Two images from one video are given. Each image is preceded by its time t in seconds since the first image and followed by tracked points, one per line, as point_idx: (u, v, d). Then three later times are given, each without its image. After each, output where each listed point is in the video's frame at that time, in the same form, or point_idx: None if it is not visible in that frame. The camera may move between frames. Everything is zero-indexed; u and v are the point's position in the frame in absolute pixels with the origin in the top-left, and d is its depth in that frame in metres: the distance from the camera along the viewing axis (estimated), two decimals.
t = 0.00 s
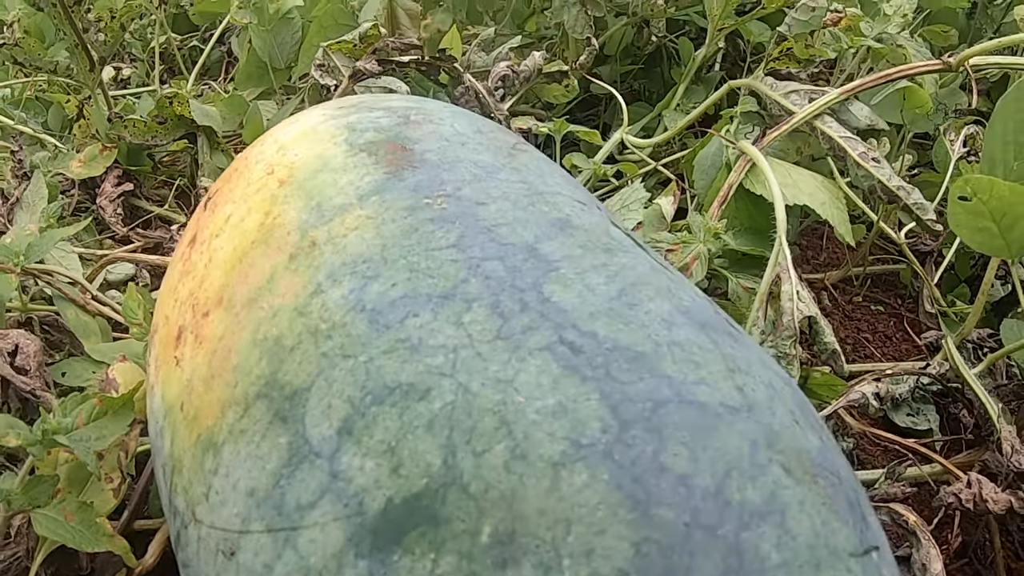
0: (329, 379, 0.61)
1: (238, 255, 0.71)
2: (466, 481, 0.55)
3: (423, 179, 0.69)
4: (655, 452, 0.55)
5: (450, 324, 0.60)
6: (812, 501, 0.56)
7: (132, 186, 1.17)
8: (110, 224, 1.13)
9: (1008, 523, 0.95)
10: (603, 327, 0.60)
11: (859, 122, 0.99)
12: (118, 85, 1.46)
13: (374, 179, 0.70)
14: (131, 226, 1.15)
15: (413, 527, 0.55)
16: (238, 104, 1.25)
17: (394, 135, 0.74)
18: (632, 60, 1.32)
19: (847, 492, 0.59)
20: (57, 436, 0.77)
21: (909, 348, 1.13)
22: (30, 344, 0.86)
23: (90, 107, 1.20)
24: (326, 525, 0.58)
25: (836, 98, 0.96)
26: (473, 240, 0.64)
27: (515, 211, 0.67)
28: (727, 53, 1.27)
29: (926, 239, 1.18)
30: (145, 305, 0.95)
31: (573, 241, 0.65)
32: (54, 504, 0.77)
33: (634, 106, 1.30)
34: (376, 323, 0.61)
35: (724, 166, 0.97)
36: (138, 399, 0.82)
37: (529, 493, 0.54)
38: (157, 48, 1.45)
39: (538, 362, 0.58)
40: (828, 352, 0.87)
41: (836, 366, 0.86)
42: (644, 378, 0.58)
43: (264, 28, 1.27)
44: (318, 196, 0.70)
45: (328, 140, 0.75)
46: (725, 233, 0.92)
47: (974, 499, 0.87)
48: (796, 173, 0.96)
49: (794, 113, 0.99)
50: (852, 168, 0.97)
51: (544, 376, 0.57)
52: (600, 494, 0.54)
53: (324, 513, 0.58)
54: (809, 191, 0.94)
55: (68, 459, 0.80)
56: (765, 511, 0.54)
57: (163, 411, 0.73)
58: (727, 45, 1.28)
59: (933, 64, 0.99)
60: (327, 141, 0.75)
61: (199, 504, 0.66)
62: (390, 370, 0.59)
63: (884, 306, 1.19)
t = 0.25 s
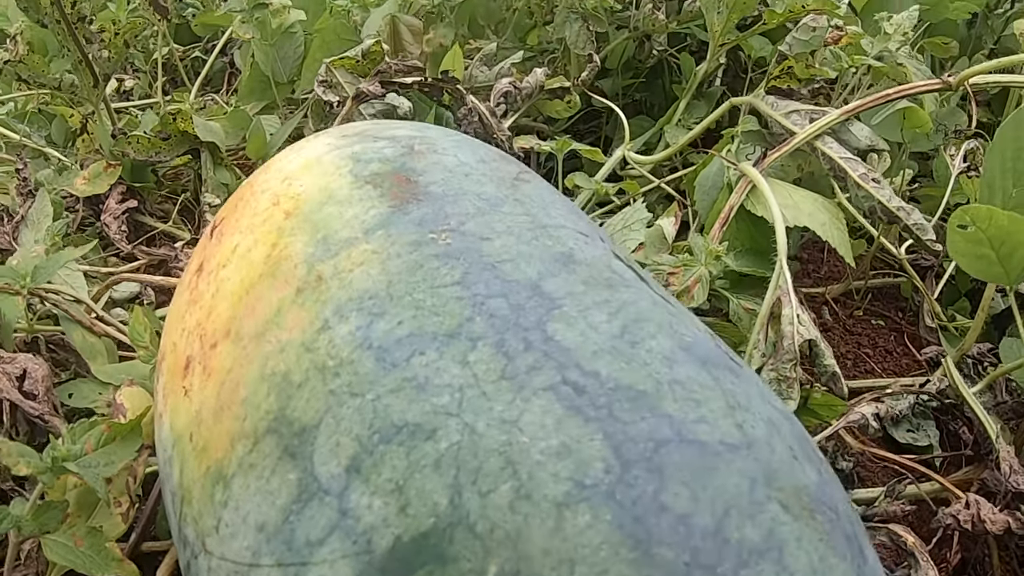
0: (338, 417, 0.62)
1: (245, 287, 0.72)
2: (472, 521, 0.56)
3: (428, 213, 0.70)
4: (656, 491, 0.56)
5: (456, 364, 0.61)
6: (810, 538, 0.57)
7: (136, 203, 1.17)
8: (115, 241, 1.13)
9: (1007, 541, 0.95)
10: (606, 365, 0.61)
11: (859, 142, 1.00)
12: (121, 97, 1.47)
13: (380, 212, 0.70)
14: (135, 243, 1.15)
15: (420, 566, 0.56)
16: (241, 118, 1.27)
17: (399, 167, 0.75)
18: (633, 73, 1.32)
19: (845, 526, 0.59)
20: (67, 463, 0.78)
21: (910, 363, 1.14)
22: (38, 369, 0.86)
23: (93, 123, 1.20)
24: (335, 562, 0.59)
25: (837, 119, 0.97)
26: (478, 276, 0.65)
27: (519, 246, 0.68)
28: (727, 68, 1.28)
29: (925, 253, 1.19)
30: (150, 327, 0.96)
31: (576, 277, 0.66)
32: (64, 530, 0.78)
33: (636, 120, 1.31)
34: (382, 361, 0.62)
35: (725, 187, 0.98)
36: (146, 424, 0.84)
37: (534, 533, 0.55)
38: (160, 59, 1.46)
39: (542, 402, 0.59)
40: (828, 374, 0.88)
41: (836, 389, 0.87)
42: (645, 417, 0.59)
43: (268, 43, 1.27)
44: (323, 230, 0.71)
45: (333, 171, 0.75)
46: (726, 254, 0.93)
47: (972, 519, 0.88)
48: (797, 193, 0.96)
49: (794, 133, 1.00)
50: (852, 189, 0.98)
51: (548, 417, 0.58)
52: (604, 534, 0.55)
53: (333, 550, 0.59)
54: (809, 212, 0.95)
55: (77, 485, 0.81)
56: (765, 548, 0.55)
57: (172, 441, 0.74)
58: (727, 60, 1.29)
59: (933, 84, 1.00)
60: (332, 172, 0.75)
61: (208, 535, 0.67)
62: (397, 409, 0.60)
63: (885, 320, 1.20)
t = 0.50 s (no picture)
0: (342, 455, 0.63)
1: (249, 320, 0.73)
2: (473, 562, 0.57)
3: (429, 249, 0.71)
4: (654, 532, 0.57)
5: (457, 405, 0.62)
6: None
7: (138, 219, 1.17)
8: (117, 259, 1.13)
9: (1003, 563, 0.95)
10: (604, 406, 0.62)
11: (858, 163, 1.00)
12: (123, 109, 1.48)
13: (382, 248, 0.71)
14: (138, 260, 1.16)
15: None
16: (243, 133, 1.26)
17: (400, 200, 0.75)
18: (634, 87, 1.33)
19: (838, 562, 0.60)
20: (73, 491, 0.79)
21: (909, 378, 1.15)
22: (44, 395, 0.88)
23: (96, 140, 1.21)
24: None
25: (836, 141, 0.98)
26: (478, 314, 0.66)
27: (519, 282, 0.68)
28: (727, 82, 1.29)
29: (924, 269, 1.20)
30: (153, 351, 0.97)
31: (575, 314, 0.67)
32: (72, 556, 0.80)
33: (637, 134, 1.31)
34: (385, 401, 0.63)
35: (724, 209, 0.98)
36: (151, 450, 0.85)
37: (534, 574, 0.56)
38: (161, 70, 1.47)
39: (542, 444, 0.60)
40: (825, 398, 0.89)
41: (834, 412, 0.88)
42: (643, 458, 0.60)
43: (269, 58, 1.28)
44: (326, 264, 0.72)
45: (335, 203, 0.76)
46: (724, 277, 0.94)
47: (968, 541, 0.89)
48: (795, 216, 0.97)
49: (794, 155, 1.00)
50: (850, 211, 0.98)
51: (548, 458, 0.59)
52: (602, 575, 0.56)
53: None
54: (808, 234, 0.95)
55: (83, 510, 0.82)
56: None
57: (177, 471, 0.74)
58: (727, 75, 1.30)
59: (931, 104, 1.01)
60: (334, 205, 0.76)
61: (213, 568, 0.67)
62: (400, 449, 0.61)
63: (884, 335, 1.20)
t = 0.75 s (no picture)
0: (348, 497, 0.64)
1: (254, 357, 0.74)
2: None
3: (432, 288, 0.72)
4: None
5: (461, 449, 0.63)
6: None
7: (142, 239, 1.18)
8: (121, 279, 1.14)
9: None
10: (604, 450, 0.63)
11: (857, 187, 1.01)
12: (125, 123, 1.48)
13: (385, 286, 0.72)
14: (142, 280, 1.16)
15: None
16: (245, 151, 1.25)
17: (403, 236, 0.76)
18: (635, 102, 1.33)
19: None
20: (82, 522, 0.80)
21: (909, 396, 1.16)
22: (51, 424, 0.89)
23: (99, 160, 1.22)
24: None
25: (835, 165, 0.99)
26: (481, 356, 0.67)
27: (521, 322, 0.70)
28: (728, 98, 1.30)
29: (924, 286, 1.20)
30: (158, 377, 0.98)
31: (575, 355, 0.68)
32: None
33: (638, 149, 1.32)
34: (389, 443, 0.65)
35: (725, 234, 0.99)
36: (158, 478, 0.86)
37: None
38: (162, 84, 1.47)
39: (543, 488, 0.61)
40: (824, 425, 0.91)
41: (832, 439, 0.90)
42: (642, 502, 0.61)
43: (271, 75, 1.28)
44: (330, 302, 0.73)
45: (338, 239, 0.77)
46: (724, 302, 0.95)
47: (965, 565, 0.90)
48: (795, 240, 0.98)
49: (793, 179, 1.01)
50: (849, 235, 0.99)
51: (549, 503, 0.60)
52: None
53: None
54: (808, 259, 0.96)
55: (91, 539, 0.83)
56: None
57: (183, 505, 0.75)
58: (727, 91, 1.30)
59: (929, 128, 1.02)
60: (337, 240, 0.77)
61: None
62: (405, 492, 0.62)
63: (884, 351, 1.21)
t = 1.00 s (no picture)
0: (352, 531, 0.65)
1: (258, 388, 0.74)
2: None
3: (433, 320, 0.72)
4: None
5: (462, 485, 0.64)
6: None
7: (144, 257, 1.18)
8: (124, 296, 1.15)
9: None
10: (604, 486, 0.63)
11: (857, 208, 1.01)
12: (127, 136, 1.49)
13: (387, 318, 0.73)
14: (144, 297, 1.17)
15: None
16: (247, 166, 1.26)
17: (405, 266, 0.77)
18: (636, 116, 1.34)
19: None
20: (88, 549, 0.81)
21: (909, 412, 1.16)
22: (56, 449, 0.90)
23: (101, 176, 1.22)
24: None
25: (835, 186, 0.99)
26: (482, 391, 0.68)
27: (521, 356, 0.70)
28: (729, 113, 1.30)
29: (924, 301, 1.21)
30: (161, 398, 0.98)
31: (576, 390, 0.69)
32: None
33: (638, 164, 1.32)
34: (393, 479, 0.65)
35: (725, 254, 0.99)
36: (163, 502, 0.86)
37: None
38: (164, 96, 1.48)
39: (543, 525, 0.62)
40: (823, 446, 0.92)
41: (831, 462, 0.91)
42: (641, 538, 0.61)
43: (273, 90, 1.29)
44: (333, 334, 0.73)
45: (341, 270, 0.77)
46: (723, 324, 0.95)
47: None
48: (794, 261, 0.98)
49: (793, 200, 1.01)
50: (849, 256, 0.99)
51: (549, 539, 0.61)
52: None
53: None
54: (807, 281, 0.97)
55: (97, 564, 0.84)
56: None
57: (188, 533, 0.76)
58: (728, 106, 1.31)
59: (928, 148, 1.02)
60: (340, 270, 0.77)
61: None
62: (408, 527, 0.63)
63: (884, 366, 1.22)
